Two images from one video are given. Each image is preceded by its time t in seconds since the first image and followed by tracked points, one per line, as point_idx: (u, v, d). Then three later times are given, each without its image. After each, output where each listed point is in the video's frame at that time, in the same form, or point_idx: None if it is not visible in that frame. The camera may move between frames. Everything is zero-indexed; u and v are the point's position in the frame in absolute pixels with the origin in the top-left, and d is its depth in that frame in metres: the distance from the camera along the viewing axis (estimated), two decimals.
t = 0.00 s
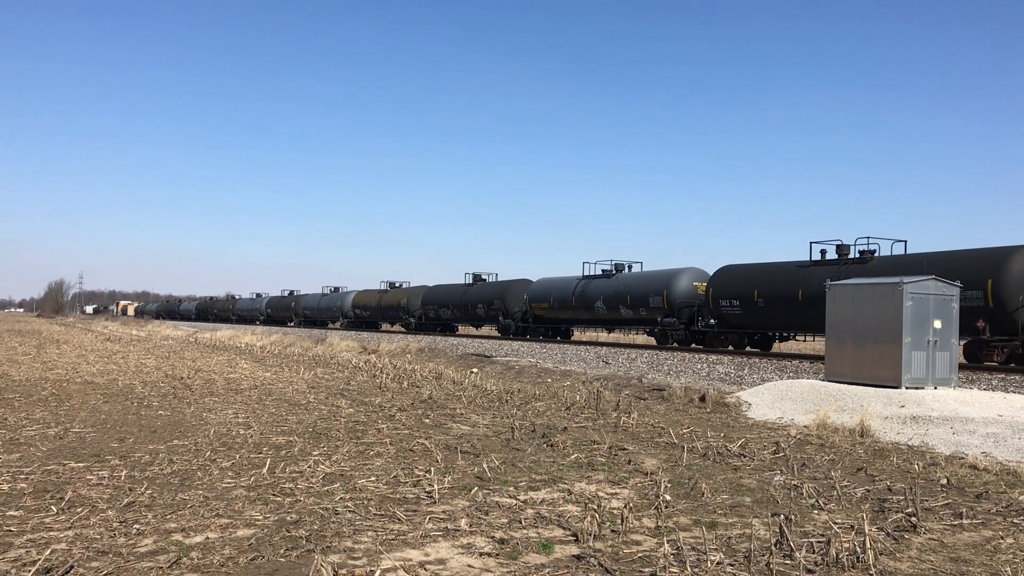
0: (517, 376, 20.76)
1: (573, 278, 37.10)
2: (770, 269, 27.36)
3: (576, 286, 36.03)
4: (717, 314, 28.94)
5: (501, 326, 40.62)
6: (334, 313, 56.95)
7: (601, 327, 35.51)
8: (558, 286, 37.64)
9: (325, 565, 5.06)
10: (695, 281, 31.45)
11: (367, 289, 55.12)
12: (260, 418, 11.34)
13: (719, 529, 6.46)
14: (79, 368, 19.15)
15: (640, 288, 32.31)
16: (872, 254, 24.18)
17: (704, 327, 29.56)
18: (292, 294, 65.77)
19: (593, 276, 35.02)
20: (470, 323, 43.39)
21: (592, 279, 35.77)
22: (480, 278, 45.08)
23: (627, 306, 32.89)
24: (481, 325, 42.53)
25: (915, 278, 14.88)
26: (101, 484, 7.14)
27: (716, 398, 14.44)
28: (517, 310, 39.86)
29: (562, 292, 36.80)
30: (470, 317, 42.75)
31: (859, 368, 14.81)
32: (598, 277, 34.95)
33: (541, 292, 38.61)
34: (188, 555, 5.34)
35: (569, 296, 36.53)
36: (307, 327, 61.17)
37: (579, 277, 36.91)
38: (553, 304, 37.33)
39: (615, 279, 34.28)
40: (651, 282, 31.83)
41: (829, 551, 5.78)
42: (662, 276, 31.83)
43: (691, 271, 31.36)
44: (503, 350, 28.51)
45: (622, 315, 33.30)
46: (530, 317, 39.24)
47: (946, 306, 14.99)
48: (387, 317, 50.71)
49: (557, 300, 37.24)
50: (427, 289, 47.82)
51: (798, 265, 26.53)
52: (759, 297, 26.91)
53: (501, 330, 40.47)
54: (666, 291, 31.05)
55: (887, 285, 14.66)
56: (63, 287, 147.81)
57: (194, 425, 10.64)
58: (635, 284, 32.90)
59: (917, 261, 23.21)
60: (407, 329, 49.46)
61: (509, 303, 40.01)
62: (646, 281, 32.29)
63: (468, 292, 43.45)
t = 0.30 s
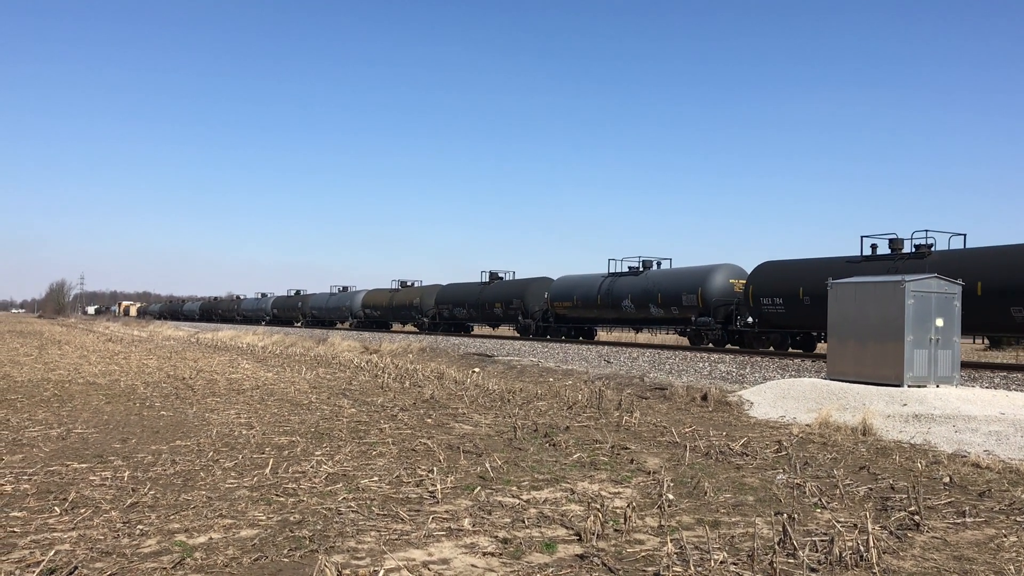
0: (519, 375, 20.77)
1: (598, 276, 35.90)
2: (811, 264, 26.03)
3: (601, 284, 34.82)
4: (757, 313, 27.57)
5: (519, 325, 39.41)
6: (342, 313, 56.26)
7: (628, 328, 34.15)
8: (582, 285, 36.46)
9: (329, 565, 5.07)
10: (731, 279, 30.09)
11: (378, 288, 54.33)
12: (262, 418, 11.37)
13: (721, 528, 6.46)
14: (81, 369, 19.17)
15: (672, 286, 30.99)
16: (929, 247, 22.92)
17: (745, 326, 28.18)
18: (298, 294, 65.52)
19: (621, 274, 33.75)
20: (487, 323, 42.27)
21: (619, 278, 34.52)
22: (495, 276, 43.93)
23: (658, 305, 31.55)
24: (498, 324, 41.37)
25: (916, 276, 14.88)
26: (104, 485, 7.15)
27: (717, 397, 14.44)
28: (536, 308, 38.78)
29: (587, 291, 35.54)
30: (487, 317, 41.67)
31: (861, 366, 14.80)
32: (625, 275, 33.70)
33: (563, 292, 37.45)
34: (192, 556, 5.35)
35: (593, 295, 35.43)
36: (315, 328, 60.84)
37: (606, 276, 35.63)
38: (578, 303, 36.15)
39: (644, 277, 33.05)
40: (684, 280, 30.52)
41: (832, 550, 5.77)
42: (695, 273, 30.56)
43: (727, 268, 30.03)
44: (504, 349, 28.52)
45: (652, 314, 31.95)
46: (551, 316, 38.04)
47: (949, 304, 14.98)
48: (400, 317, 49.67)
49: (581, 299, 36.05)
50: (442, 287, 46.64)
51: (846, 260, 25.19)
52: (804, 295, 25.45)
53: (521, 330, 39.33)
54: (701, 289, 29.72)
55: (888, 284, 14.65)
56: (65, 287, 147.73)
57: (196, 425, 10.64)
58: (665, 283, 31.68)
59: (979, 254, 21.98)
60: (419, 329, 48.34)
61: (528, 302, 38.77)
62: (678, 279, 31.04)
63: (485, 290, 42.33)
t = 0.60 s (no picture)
0: (519, 373, 20.76)
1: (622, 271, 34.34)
2: (859, 257, 24.39)
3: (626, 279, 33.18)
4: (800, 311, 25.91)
5: (538, 324, 38.16)
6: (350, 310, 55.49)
7: (654, 324, 32.60)
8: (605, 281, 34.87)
9: (331, 563, 5.07)
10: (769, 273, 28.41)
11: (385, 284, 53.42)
12: (262, 415, 11.36)
13: (722, 524, 6.46)
14: (81, 366, 19.14)
15: (705, 281, 29.37)
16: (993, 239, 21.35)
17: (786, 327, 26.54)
18: (303, 291, 65.22)
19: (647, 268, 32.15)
20: (503, 320, 41.03)
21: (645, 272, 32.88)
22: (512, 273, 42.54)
23: (689, 301, 29.98)
24: (515, 323, 40.10)
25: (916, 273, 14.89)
26: (105, 482, 7.15)
27: (718, 394, 14.46)
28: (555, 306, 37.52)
29: (610, 286, 33.94)
30: (502, 314, 40.44)
31: (861, 363, 14.81)
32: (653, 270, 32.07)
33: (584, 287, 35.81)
34: (194, 553, 5.35)
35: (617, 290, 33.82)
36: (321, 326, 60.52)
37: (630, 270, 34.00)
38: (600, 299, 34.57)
39: (673, 273, 31.42)
40: (718, 276, 28.91)
41: (833, 547, 5.77)
42: (729, 269, 28.90)
43: (765, 262, 28.37)
44: (504, 347, 28.51)
45: (682, 311, 30.37)
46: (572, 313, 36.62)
47: (948, 301, 14.99)
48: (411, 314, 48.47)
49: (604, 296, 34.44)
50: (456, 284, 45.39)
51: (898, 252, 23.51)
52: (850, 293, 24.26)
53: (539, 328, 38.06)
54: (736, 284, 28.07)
55: (888, 281, 14.66)
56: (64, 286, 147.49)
57: (196, 423, 10.64)
58: (696, 279, 30.07)
59: None
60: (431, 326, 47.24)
61: (547, 300, 37.53)
62: (710, 275, 29.41)
63: (502, 286, 41.06)
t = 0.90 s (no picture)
0: (518, 369, 20.80)
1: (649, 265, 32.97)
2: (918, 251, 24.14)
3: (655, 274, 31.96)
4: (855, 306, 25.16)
5: (558, 320, 37.07)
6: (357, 305, 54.95)
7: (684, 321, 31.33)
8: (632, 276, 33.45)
9: (332, 559, 5.08)
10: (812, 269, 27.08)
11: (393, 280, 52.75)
12: (262, 411, 11.36)
13: (722, 520, 6.47)
14: (80, 362, 19.14)
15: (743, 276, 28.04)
16: None
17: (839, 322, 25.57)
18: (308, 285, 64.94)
19: (679, 262, 30.92)
20: (519, 316, 39.97)
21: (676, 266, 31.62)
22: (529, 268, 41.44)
23: (723, 297, 28.70)
24: (531, 319, 39.05)
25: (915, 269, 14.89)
26: (104, 478, 7.15)
27: (717, 390, 14.47)
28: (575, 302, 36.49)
29: (638, 281, 32.73)
30: (519, 310, 39.40)
31: (859, 359, 14.82)
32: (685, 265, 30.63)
33: (608, 283, 34.36)
34: (193, 548, 5.35)
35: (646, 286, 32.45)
36: (327, 321, 60.28)
37: (660, 264, 32.73)
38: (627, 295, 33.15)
39: (707, 267, 30.05)
40: (757, 272, 27.60)
41: (833, 542, 5.78)
42: (769, 264, 27.61)
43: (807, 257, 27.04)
44: (503, 342, 28.54)
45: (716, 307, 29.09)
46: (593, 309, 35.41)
47: (947, 297, 15.01)
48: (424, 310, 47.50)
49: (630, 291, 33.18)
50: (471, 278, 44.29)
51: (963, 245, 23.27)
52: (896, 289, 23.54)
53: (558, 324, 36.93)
54: (777, 280, 26.75)
55: (887, 277, 14.65)
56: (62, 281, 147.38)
57: (195, 418, 10.64)
58: (733, 273, 28.69)
59: None
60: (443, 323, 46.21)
61: (568, 295, 36.51)
62: (749, 268, 28.01)
63: (519, 282, 40.10)
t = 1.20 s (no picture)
0: (517, 366, 20.81)
1: (679, 261, 31.19)
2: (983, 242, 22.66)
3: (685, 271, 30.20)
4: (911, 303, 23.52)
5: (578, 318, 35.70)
6: (363, 302, 54.21)
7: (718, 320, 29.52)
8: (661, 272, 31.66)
9: (331, 555, 5.07)
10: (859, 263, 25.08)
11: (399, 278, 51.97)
12: (260, 408, 11.35)
13: (721, 518, 6.47)
14: (77, 359, 19.11)
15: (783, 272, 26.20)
16: None
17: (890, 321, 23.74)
18: (313, 282, 64.55)
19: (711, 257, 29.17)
20: (536, 314, 38.37)
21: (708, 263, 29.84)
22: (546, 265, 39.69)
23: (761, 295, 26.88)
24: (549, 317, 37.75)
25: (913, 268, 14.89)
26: (103, 475, 7.13)
27: (715, 388, 14.48)
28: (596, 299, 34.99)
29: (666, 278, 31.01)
30: (536, 307, 37.85)
31: (858, 358, 14.83)
32: (719, 260, 28.77)
33: (634, 281, 32.65)
34: (193, 546, 5.34)
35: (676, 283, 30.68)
36: (331, 318, 59.87)
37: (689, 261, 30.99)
38: (655, 292, 31.34)
39: (744, 262, 28.23)
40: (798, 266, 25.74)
41: (831, 540, 5.78)
42: (811, 258, 25.73)
43: (853, 250, 25.07)
44: (502, 340, 28.54)
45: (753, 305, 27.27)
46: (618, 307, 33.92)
47: (945, 295, 15.01)
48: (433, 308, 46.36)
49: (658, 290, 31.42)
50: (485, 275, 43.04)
51: None
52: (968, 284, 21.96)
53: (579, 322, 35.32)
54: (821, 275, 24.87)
55: (886, 275, 14.65)
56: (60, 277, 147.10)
57: (194, 415, 10.63)
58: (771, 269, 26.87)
59: None
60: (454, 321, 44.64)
61: (590, 293, 34.86)
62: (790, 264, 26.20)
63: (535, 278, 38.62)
